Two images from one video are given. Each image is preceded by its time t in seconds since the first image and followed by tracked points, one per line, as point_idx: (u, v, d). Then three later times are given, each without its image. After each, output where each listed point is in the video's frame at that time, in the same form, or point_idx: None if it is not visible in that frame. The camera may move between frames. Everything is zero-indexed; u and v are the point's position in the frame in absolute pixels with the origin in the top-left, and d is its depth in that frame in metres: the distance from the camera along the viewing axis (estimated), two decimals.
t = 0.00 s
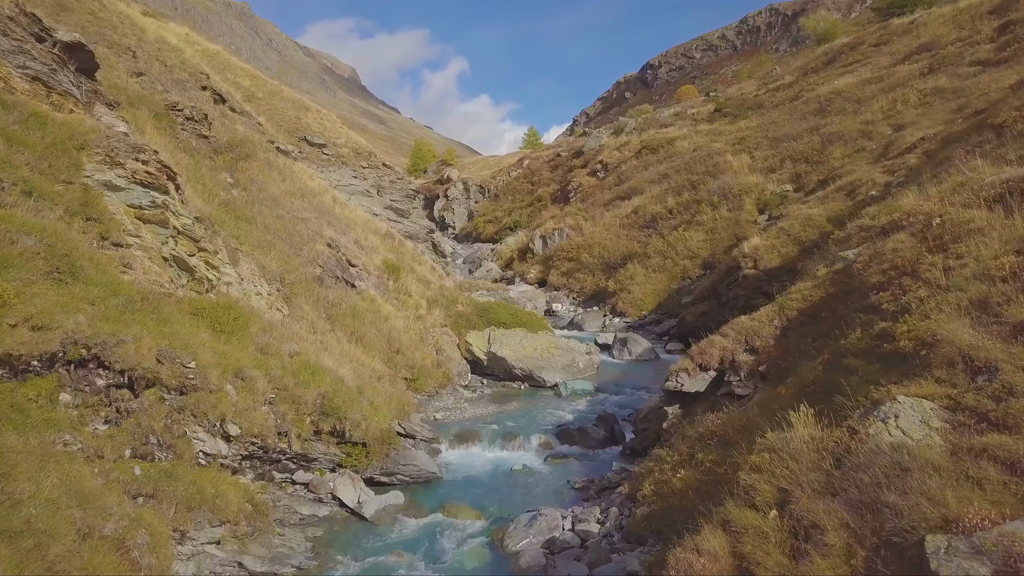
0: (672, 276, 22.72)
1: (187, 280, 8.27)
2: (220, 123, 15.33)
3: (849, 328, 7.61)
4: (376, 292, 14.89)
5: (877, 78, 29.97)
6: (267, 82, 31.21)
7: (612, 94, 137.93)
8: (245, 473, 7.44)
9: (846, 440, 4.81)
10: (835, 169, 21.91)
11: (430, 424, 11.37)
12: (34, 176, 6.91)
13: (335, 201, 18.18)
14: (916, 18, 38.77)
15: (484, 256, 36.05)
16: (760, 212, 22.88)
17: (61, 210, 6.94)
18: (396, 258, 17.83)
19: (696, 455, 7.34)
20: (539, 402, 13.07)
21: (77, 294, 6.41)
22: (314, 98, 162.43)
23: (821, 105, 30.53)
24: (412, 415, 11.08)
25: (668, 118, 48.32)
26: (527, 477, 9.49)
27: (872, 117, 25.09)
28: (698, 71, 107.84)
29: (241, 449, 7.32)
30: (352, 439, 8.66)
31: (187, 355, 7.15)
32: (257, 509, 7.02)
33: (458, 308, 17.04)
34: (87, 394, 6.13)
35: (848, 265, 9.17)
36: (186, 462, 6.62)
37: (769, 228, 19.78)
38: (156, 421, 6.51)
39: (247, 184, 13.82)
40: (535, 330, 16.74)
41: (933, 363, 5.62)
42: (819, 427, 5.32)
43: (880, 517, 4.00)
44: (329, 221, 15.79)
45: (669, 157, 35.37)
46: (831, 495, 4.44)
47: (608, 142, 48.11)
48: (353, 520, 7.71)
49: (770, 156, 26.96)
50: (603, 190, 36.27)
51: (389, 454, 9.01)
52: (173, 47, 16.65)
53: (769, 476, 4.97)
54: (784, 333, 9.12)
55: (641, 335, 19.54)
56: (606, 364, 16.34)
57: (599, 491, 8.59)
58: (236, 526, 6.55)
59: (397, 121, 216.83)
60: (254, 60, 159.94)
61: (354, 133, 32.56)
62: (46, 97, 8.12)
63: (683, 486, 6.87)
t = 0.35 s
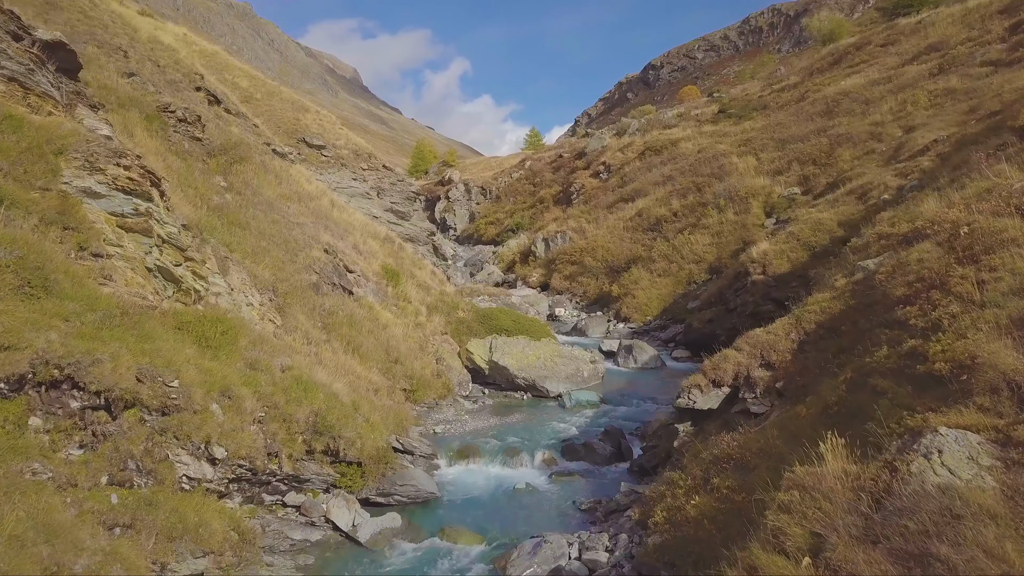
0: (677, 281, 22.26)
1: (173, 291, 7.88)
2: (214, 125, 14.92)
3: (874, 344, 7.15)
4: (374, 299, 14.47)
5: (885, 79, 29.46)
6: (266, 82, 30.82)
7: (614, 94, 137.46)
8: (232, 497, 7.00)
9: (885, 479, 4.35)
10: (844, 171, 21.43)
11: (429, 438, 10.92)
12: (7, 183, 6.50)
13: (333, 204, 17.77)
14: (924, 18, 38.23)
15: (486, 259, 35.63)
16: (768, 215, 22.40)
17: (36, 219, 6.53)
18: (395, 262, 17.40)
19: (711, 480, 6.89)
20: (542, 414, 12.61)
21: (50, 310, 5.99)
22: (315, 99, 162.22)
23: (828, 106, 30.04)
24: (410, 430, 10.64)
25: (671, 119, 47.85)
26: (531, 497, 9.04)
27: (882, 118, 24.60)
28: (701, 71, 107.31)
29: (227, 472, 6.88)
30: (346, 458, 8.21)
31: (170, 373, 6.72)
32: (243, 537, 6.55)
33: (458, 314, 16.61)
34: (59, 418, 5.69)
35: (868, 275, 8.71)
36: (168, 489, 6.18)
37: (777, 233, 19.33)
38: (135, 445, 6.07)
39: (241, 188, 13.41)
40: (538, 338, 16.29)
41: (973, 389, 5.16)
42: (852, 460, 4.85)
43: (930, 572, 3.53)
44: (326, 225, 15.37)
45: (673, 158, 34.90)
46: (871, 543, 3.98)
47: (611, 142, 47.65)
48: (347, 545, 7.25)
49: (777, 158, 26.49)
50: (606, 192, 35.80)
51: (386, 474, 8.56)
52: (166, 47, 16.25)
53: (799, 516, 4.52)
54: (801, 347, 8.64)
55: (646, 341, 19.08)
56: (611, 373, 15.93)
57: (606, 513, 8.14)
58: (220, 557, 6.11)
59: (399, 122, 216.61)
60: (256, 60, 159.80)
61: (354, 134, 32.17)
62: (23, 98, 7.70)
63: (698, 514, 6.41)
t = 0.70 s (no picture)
0: (683, 286, 21.74)
1: (154, 306, 7.42)
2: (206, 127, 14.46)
3: (906, 366, 6.63)
4: (372, 307, 13.99)
5: (894, 80, 28.90)
6: (264, 83, 30.38)
7: (616, 95, 136.96)
8: (215, 528, 6.39)
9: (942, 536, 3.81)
10: (854, 175, 20.91)
11: (427, 456, 10.42)
12: None
13: (330, 209, 17.30)
14: (932, 18, 37.69)
15: (487, 262, 35.15)
16: (776, 219, 21.88)
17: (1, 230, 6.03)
18: (394, 268, 16.92)
19: (730, 514, 6.34)
20: (545, 429, 12.11)
21: (13, 331, 5.48)
22: (316, 99, 162.01)
23: (836, 108, 29.50)
24: (407, 448, 10.13)
25: (675, 120, 47.34)
26: (534, 522, 8.51)
27: (892, 120, 24.06)
28: (703, 72, 106.79)
29: (208, 503, 6.31)
30: (338, 483, 7.66)
31: (146, 397, 6.20)
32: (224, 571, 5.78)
33: (459, 322, 16.12)
34: (21, 450, 5.08)
35: (894, 289, 8.19)
36: (143, 523, 5.55)
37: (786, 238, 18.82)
38: (106, 477, 5.50)
39: (234, 193, 12.94)
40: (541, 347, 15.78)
41: None
42: (897, 510, 4.32)
43: None
44: (323, 230, 14.90)
45: (678, 160, 34.39)
46: None
47: (614, 144, 47.15)
48: None
49: (784, 161, 25.96)
50: (609, 194, 35.31)
51: (381, 499, 8.02)
52: (158, 47, 15.80)
53: None
54: (822, 365, 8.12)
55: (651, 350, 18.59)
56: (617, 383, 15.44)
57: (615, 543, 7.61)
58: None
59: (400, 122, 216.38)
60: (257, 61, 159.67)
61: (354, 136, 31.74)
62: None
63: (717, 554, 5.87)
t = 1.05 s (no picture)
0: (688, 291, 21.27)
1: (135, 321, 6.99)
2: (199, 128, 14.01)
3: (939, 390, 6.15)
4: (369, 315, 13.55)
5: (902, 80, 28.38)
6: (262, 83, 29.94)
7: (618, 95, 136.46)
8: (196, 561, 5.76)
9: None
10: (864, 178, 20.42)
11: (425, 475, 9.96)
12: None
13: (327, 213, 16.86)
14: (940, 17, 37.11)
15: (489, 265, 34.71)
16: (784, 223, 21.40)
17: None
18: (392, 274, 16.47)
19: (750, 548, 5.88)
20: (548, 444, 11.65)
21: None
22: (317, 100, 161.75)
23: (843, 109, 28.99)
24: (403, 466, 9.68)
25: (678, 121, 46.86)
26: (537, 548, 8.04)
27: (902, 121, 23.56)
28: (705, 73, 106.24)
29: (188, 536, 5.71)
30: (329, 509, 7.16)
31: (120, 423, 5.73)
32: None
33: (459, 330, 15.67)
34: None
35: (919, 303, 7.71)
36: (116, 559, 4.97)
37: (795, 243, 18.34)
38: (75, 511, 4.95)
39: (226, 198, 12.51)
40: (544, 356, 15.30)
41: None
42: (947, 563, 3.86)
43: None
44: (318, 236, 14.46)
45: (682, 162, 33.90)
46: None
47: (616, 145, 46.69)
48: None
49: (791, 163, 25.46)
50: (612, 196, 34.85)
51: (375, 525, 7.55)
52: (150, 46, 15.38)
53: None
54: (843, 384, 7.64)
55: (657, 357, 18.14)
56: (622, 393, 14.99)
57: (623, 573, 7.15)
58: None
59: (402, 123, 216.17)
60: (259, 62, 159.54)
61: (353, 137, 31.35)
62: None
63: None
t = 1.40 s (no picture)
0: (694, 297, 20.79)
1: (112, 338, 6.55)
2: (190, 130, 13.57)
3: (977, 417, 5.67)
4: (365, 324, 13.11)
5: (911, 81, 27.85)
6: (260, 83, 29.52)
7: (620, 96, 135.97)
8: None
9: None
10: (874, 181, 19.93)
11: (423, 494, 9.47)
12: None
13: (324, 217, 16.43)
14: (948, 17, 36.54)
15: (490, 268, 34.26)
16: (791, 227, 20.90)
17: None
18: (390, 280, 16.02)
19: None
20: (551, 460, 11.16)
21: None
22: (318, 100, 161.53)
23: (850, 110, 28.47)
24: (399, 486, 9.19)
25: (681, 122, 46.35)
26: None
27: (911, 122, 23.05)
28: (707, 73, 105.64)
29: None
30: (318, 538, 6.60)
31: (88, 453, 5.24)
32: None
33: (458, 338, 15.22)
34: None
35: (948, 320, 7.23)
36: None
37: (804, 248, 17.86)
38: (36, 551, 4.38)
39: (217, 203, 12.08)
40: (546, 366, 14.84)
41: None
42: None
43: None
44: (314, 241, 14.01)
45: (686, 163, 33.43)
46: None
47: (619, 146, 46.22)
48: None
49: (798, 165, 24.95)
50: (615, 198, 34.40)
51: (369, 555, 7.01)
52: (141, 46, 14.96)
53: None
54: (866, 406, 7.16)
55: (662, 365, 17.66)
56: (627, 405, 14.53)
57: None
58: None
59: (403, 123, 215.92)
60: (260, 62, 159.37)
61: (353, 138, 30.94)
62: None
63: None
